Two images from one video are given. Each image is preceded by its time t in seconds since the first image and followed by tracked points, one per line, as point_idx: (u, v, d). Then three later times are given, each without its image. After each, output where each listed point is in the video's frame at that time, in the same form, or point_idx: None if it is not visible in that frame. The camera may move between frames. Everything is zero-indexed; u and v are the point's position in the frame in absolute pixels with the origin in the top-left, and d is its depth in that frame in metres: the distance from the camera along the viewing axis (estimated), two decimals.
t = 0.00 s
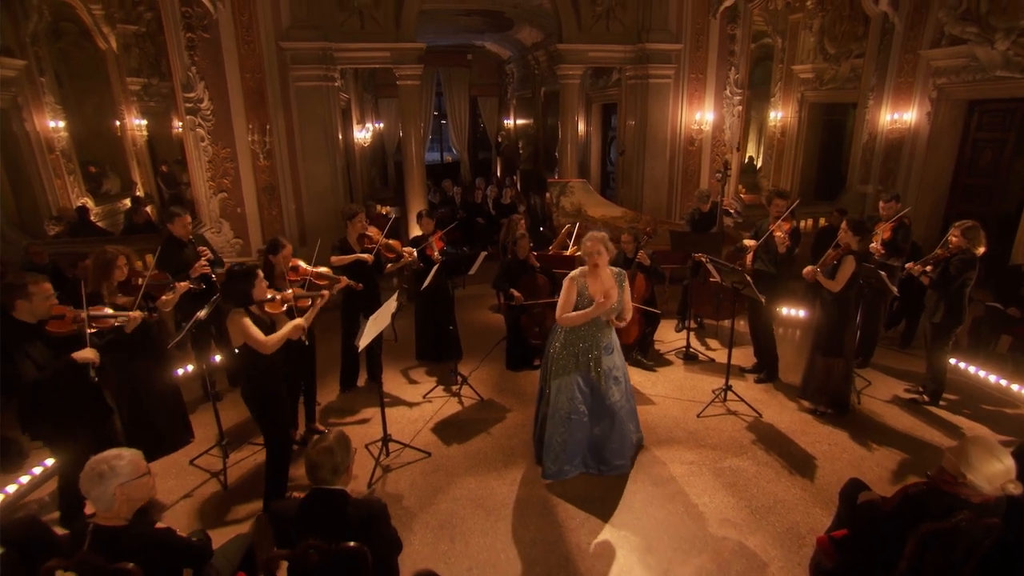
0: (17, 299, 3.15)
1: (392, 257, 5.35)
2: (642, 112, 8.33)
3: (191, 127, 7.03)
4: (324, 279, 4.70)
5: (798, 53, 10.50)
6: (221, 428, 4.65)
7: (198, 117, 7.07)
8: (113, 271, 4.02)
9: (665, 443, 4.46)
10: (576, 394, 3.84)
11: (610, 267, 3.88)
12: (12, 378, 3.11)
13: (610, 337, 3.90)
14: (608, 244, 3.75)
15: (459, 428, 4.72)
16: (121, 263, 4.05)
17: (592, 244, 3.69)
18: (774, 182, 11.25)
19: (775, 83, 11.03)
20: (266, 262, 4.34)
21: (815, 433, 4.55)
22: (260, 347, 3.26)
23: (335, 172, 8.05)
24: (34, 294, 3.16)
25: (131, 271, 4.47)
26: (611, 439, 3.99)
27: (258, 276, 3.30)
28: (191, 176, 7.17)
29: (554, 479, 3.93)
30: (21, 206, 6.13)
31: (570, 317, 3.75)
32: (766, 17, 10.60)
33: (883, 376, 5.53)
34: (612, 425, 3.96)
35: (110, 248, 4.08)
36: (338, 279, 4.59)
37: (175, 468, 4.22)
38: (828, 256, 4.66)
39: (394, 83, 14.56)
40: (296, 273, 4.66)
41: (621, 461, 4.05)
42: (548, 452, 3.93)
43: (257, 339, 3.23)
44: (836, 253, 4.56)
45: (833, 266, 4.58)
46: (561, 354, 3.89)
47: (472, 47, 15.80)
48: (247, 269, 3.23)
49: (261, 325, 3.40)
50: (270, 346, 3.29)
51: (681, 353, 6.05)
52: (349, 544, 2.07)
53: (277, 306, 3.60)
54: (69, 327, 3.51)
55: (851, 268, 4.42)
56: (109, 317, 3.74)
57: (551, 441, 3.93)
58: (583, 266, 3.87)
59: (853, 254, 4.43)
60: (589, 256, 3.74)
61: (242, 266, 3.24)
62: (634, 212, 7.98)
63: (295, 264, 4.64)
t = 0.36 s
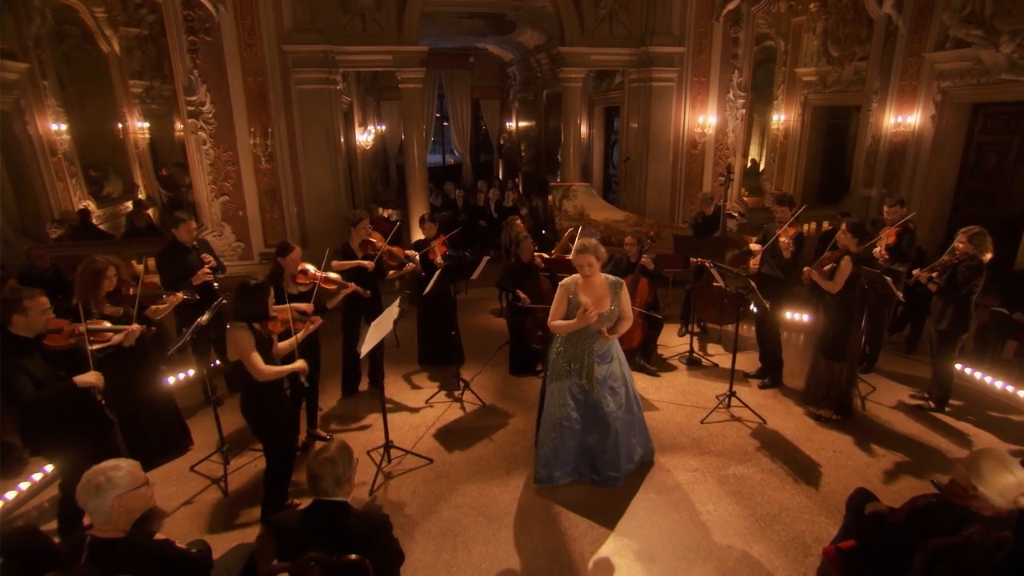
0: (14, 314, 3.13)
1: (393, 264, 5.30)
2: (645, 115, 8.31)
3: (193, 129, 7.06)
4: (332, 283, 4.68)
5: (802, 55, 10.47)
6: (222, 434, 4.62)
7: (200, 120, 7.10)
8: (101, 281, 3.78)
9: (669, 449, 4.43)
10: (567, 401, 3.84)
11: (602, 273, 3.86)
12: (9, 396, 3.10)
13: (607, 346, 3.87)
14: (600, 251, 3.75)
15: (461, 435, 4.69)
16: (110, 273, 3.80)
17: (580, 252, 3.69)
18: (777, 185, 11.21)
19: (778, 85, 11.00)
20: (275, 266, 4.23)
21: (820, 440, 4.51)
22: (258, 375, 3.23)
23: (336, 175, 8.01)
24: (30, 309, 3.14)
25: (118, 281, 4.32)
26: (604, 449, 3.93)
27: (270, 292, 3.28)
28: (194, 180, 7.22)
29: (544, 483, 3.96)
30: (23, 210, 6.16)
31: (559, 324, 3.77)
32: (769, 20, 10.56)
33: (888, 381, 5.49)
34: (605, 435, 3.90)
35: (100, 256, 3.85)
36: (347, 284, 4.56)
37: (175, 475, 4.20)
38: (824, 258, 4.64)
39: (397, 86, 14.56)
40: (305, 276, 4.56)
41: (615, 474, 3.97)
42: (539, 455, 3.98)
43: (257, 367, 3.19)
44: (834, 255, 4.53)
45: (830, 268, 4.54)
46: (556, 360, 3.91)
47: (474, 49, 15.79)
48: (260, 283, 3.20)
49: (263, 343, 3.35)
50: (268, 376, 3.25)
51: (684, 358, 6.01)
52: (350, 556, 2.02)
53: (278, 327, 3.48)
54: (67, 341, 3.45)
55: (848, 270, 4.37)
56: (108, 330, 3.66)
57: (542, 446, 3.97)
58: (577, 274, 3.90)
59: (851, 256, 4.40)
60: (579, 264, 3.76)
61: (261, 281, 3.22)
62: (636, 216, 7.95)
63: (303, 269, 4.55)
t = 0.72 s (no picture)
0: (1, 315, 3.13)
1: (395, 272, 5.24)
2: (647, 118, 8.27)
3: (194, 133, 7.04)
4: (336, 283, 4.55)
5: (804, 58, 10.42)
6: (221, 441, 4.58)
7: (201, 123, 7.09)
8: (93, 285, 3.93)
9: (673, 457, 4.37)
10: (565, 408, 3.81)
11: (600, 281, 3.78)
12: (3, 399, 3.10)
13: (607, 353, 3.82)
14: (597, 261, 3.66)
15: (462, 441, 4.64)
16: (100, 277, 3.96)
17: (580, 261, 3.62)
18: (780, 189, 11.16)
19: (781, 88, 10.95)
20: (276, 270, 4.27)
21: (825, 447, 4.46)
22: (271, 358, 3.23)
23: (337, 178, 7.97)
24: (16, 308, 3.16)
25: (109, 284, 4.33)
26: (606, 457, 3.87)
27: (260, 286, 3.21)
28: (193, 183, 7.18)
29: (544, 490, 3.95)
30: (23, 213, 6.02)
31: (551, 330, 3.75)
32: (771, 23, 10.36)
33: (893, 387, 5.43)
34: (606, 443, 3.85)
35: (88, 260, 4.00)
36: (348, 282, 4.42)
37: (174, 481, 4.16)
38: (824, 264, 4.62)
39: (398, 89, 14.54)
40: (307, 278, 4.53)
41: (618, 483, 3.89)
42: (539, 462, 3.97)
43: (269, 351, 3.20)
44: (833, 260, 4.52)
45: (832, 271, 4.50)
46: (555, 367, 3.90)
47: (476, 52, 15.77)
48: (249, 281, 3.14)
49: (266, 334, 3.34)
50: (283, 356, 3.26)
51: (687, 363, 5.96)
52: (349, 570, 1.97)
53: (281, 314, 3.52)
54: (56, 340, 3.53)
55: (849, 272, 4.34)
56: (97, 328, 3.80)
57: (542, 452, 3.96)
58: (575, 281, 3.83)
59: (851, 258, 4.35)
60: (576, 271, 3.68)
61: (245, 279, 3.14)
62: (639, 219, 7.90)
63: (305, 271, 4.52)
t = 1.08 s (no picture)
0: None
1: (393, 277, 5.17)
2: (646, 121, 8.23)
3: (190, 136, 7.02)
4: (331, 291, 4.60)
5: (804, 61, 10.40)
6: (214, 448, 4.51)
7: (197, 126, 7.06)
8: (82, 292, 3.89)
9: (673, 464, 4.31)
10: (565, 416, 3.73)
11: (599, 287, 3.72)
12: None
13: (604, 357, 3.79)
14: (597, 265, 3.58)
15: (460, 448, 4.58)
16: (90, 284, 3.91)
17: (584, 265, 3.55)
18: (779, 192, 11.13)
19: (779, 91, 10.92)
20: (271, 277, 4.17)
21: (827, 453, 4.40)
22: (264, 385, 3.13)
23: (334, 182, 7.87)
24: None
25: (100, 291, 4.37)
26: (607, 463, 3.82)
27: (263, 303, 3.12)
28: (190, 187, 7.16)
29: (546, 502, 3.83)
30: (18, 215, 6.05)
31: (548, 338, 3.70)
32: (770, 26, 10.44)
33: (895, 392, 5.36)
34: (606, 449, 3.80)
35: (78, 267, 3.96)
36: (345, 290, 4.48)
37: (166, 490, 4.09)
38: (830, 269, 4.47)
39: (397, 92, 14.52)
40: (303, 285, 4.43)
41: (621, 487, 3.86)
42: (540, 474, 3.84)
43: (261, 375, 3.10)
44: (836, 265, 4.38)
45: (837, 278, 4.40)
46: (552, 375, 3.80)
47: (474, 55, 15.75)
48: (253, 296, 3.05)
49: (260, 354, 3.24)
50: (272, 384, 3.15)
51: (687, 368, 5.90)
52: None
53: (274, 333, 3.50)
54: (35, 351, 3.42)
55: (855, 279, 4.25)
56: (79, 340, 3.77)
57: (542, 464, 3.83)
58: (571, 287, 3.77)
59: (853, 264, 4.27)
60: (575, 277, 3.61)
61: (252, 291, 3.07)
62: (637, 223, 7.86)
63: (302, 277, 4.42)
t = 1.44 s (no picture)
0: None
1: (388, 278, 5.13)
2: (643, 124, 8.19)
3: (182, 139, 6.90)
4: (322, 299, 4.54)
5: (800, 65, 10.39)
6: (204, 456, 4.41)
7: (190, 129, 6.96)
8: (70, 297, 3.78)
9: (672, 471, 4.24)
10: (567, 424, 3.63)
11: (600, 291, 3.66)
12: None
13: (604, 362, 3.73)
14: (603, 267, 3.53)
15: (455, 455, 4.50)
16: (78, 290, 3.79)
17: (588, 266, 3.48)
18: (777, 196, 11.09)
19: (776, 95, 10.90)
20: (264, 282, 4.08)
21: (828, 459, 4.33)
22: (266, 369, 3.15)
23: (329, 185, 7.83)
24: None
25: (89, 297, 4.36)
26: (606, 468, 3.77)
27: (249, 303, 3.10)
28: (182, 190, 7.03)
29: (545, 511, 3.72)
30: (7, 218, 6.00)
31: (551, 342, 3.60)
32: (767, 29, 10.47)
33: (896, 397, 5.30)
34: (606, 455, 3.74)
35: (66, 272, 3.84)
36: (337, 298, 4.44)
37: (154, 500, 4.00)
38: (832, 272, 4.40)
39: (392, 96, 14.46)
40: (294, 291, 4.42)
41: (618, 492, 3.83)
42: (539, 483, 3.72)
43: (259, 362, 3.11)
44: (838, 269, 4.31)
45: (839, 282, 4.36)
46: (551, 381, 3.71)
47: (470, 59, 15.73)
48: (239, 295, 3.01)
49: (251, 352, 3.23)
50: (272, 367, 3.16)
51: (685, 373, 5.83)
52: None
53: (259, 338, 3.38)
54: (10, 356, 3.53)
55: (858, 282, 4.21)
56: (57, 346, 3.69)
57: (541, 473, 3.72)
58: (572, 290, 3.69)
59: (856, 268, 4.21)
60: (579, 280, 3.55)
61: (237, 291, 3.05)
62: (635, 226, 7.80)
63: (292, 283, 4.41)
